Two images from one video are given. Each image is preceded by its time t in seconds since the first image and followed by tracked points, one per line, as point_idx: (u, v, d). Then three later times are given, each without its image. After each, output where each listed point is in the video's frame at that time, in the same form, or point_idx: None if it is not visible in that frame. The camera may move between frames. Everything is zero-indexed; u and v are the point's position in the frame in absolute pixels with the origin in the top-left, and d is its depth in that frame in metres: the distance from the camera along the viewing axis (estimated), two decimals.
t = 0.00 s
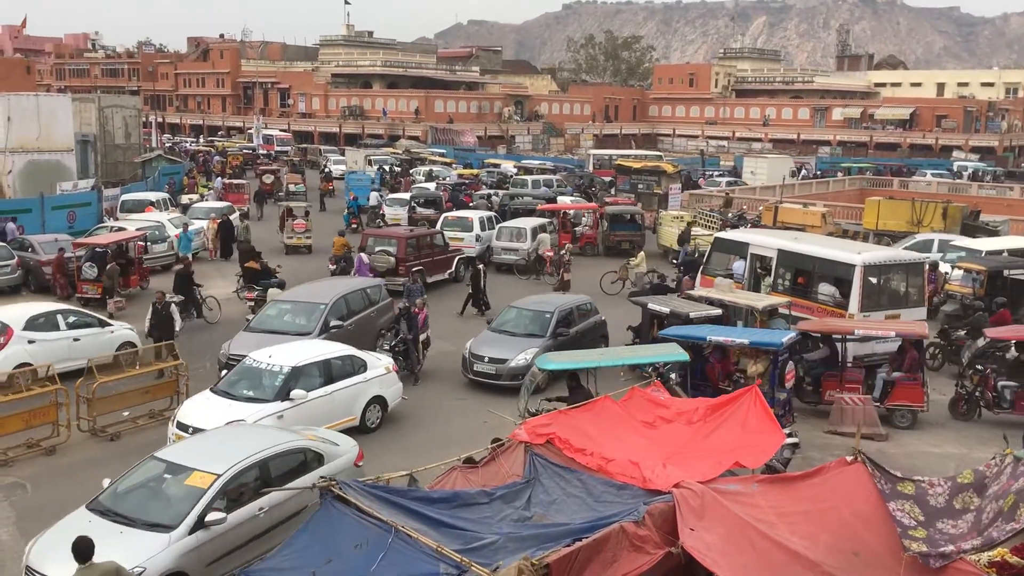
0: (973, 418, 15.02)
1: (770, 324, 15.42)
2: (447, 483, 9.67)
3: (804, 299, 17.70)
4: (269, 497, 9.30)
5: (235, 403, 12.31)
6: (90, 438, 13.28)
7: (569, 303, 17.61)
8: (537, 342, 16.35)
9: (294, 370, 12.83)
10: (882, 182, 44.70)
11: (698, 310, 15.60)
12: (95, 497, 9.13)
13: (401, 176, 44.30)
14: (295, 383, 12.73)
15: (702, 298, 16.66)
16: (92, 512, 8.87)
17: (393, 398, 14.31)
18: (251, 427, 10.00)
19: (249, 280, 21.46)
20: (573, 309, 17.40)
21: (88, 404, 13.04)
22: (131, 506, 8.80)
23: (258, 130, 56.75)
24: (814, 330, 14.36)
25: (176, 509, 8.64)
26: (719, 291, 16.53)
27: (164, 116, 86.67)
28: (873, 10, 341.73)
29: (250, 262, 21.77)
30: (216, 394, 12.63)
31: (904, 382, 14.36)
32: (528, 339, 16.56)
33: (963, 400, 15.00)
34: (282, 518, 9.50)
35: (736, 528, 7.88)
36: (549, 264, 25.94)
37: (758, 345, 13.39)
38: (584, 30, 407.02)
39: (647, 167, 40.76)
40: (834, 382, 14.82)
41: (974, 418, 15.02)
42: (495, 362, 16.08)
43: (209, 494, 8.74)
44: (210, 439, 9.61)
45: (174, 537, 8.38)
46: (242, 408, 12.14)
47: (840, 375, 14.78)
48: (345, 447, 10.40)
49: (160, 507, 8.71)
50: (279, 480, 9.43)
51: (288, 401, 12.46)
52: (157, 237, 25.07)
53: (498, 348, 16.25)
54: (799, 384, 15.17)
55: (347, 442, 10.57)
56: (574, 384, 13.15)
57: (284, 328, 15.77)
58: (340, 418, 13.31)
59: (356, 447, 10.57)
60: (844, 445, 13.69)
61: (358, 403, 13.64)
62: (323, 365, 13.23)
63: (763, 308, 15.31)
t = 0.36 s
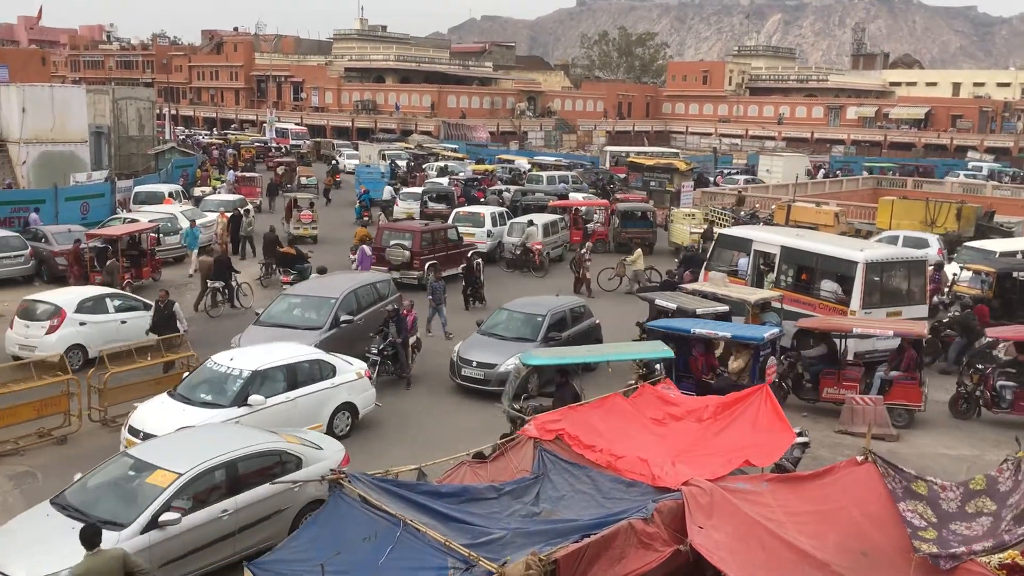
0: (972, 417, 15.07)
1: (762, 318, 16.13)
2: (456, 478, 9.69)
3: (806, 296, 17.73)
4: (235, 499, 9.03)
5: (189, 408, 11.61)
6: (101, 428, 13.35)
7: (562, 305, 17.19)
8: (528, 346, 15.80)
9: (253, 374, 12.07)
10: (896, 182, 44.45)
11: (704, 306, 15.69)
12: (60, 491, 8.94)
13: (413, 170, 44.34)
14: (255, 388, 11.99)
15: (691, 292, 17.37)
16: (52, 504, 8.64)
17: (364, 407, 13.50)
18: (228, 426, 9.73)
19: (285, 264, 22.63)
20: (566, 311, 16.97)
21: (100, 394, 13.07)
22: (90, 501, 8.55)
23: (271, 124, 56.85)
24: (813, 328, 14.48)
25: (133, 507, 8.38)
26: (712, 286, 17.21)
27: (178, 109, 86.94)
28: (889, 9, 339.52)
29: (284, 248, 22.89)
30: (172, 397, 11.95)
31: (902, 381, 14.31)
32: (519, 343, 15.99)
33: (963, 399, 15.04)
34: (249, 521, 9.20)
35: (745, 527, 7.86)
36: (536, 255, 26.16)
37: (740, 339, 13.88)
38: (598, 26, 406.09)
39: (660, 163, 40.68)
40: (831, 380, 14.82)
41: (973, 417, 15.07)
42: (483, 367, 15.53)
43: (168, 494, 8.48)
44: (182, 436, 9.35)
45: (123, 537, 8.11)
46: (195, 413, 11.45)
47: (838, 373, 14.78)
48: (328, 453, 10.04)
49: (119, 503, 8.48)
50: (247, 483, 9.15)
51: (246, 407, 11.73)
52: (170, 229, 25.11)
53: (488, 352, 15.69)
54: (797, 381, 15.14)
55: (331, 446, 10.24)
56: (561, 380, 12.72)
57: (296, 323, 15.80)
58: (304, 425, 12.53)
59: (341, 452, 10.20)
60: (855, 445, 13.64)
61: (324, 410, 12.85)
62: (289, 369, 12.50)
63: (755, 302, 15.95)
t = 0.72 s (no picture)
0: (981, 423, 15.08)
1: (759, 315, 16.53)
2: (469, 476, 9.71)
3: (815, 297, 17.61)
4: (212, 502, 8.78)
5: (147, 415, 11.01)
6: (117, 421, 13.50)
7: (558, 312, 16.69)
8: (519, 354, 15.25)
9: (217, 381, 11.47)
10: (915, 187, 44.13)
11: (712, 305, 15.86)
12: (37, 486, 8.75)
13: (430, 170, 44.39)
14: (217, 396, 11.40)
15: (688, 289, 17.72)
16: (25, 500, 8.42)
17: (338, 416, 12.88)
18: (214, 427, 9.56)
19: (317, 252, 23.24)
20: (562, 320, 16.49)
21: (117, 387, 13.22)
22: (64, 498, 8.32)
23: (290, 123, 57.07)
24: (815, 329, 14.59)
25: (104, 504, 8.15)
26: (709, 282, 17.64)
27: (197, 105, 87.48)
28: (910, 12, 336.95)
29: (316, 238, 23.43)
30: (133, 404, 11.36)
31: (902, 384, 14.45)
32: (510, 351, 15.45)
33: (970, 403, 15.07)
34: (225, 526, 8.92)
35: (759, 530, 7.84)
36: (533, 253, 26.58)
37: (731, 338, 13.99)
38: (616, 27, 405.40)
39: (678, 165, 40.58)
40: (831, 381, 14.91)
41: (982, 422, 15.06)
42: (473, 376, 15.01)
43: (141, 492, 8.25)
44: (165, 435, 9.15)
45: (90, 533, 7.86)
46: (153, 421, 10.86)
47: (838, 374, 14.89)
48: (317, 459, 9.81)
49: (92, 499, 8.27)
50: (226, 485, 8.90)
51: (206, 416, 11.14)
52: (189, 225, 25.24)
53: (479, 360, 15.17)
54: (799, 381, 15.27)
55: (321, 452, 10.02)
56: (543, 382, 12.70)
57: (310, 321, 15.84)
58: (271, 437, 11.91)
59: (332, 459, 9.98)
60: (871, 450, 13.56)
61: (293, 420, 12.22)
62: (256, 376, 11.87)
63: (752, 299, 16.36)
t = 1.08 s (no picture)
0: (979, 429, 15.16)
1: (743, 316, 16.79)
2: (477, 481, 9.72)
3: (815, 304, 17.60)
4: (182, 510, 8.49)
5: (84, 430, 10.51)
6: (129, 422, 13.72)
7: (545, 324, 16.04)
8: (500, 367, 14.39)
9: (162, 395, 10.95)
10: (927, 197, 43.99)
11: (711, 309, 15.92)
12: (5, 493, 8.50)
13: (441, 175, 44.47)
14: (160, 410, 10.89)
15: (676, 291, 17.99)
16: None
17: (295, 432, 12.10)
18: (193, 433, 9.33)
19: (340, 248, 23.88)
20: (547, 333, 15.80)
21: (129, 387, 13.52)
22: (32, 503, 8.10)
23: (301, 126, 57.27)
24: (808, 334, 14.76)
25: (70, 509, 7.92)
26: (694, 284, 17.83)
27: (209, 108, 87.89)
28: (922, 21, 336.02)
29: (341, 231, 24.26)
30: (74, 417, 10.83)
31: (893, 391, 14.47)
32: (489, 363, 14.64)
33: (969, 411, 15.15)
34: (195, 535, 8.61)
35: (767, 538, 7.83)
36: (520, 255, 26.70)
37: (718, 341, 14.06)
38: (627, 33, 405.55)
39: (687, 172, 40.54)
40: (824, 387, 14.96)
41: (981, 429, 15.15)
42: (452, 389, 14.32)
43: (108, 498, 7.97)
44: (141, 441, 8.91)
45: (50, 540, 7.60)
46: (90, 436, 10.36)
47: (830, 380, 14.93)
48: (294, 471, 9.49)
49: (57, 505, 8.01)
50: (197, 493, 8.63)
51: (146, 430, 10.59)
52: (199, 227, 25.43)
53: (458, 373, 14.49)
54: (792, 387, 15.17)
55: (302, 464, 9.73)
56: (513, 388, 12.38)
57: (320, 326, 15.88)
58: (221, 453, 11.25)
59: (311, 471, 9.66)
60: (879, 459, 13.55)
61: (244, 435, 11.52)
62: (206, 389, 11.32)
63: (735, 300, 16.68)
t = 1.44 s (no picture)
0: (965, 426, 15.32)
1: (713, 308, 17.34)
2: (476, 483, 9.67)
3: (804, 302, 17.70)
4: (155, 518, 8.27)
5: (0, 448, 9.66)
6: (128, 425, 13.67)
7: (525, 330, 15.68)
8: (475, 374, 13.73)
9: (88, 411, 10.05)
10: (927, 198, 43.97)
11: (697, 305, 16.05)
12: None
13: (440, 176, 44.42)
14: (85, 428, 9.96)
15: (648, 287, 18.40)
16: None
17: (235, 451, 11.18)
18: (172, 438, 9.13)
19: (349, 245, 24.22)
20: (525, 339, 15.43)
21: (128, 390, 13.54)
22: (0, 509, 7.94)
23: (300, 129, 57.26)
24: (794, 331, 15.04)
25: (37, 516, 7.76)
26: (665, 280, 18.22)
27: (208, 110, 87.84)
28: (921, 23, 336.18)
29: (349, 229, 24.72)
30: None
31: (875, 390, 14.60)
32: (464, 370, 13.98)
33: (954, 408, 15.33)
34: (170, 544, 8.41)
35: (766, 540, 7.80)
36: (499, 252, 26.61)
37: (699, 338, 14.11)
38: (626, 35, 405.77)
39: (686, 173, 40.48)
40: (807, 384, 15.08)
41: (965, 426, 15.31)
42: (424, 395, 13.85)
43: (74, 504, 7.80)
44: (117, 447, 8.72)
45: (14, 547, 7.47)
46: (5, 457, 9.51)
47: (814, 377, 15.04)
48: (272, 478, 9.24)
49: (25, 511, 7.85)
50: (171, 500, 8.41)
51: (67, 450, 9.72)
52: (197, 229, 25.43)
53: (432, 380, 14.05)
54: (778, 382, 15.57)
55: (281, 471, 9.47)
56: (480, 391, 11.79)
57: (316, 328, 15.86)
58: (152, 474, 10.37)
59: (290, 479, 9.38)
60: (879, 460, 13.52)
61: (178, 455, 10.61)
62: (136, 405, 10.41)
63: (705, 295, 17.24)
